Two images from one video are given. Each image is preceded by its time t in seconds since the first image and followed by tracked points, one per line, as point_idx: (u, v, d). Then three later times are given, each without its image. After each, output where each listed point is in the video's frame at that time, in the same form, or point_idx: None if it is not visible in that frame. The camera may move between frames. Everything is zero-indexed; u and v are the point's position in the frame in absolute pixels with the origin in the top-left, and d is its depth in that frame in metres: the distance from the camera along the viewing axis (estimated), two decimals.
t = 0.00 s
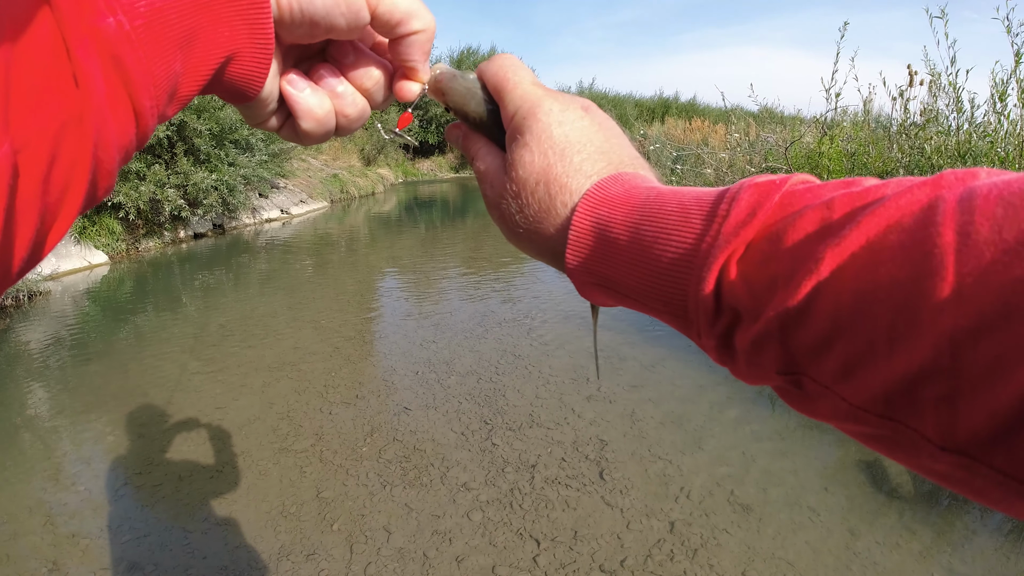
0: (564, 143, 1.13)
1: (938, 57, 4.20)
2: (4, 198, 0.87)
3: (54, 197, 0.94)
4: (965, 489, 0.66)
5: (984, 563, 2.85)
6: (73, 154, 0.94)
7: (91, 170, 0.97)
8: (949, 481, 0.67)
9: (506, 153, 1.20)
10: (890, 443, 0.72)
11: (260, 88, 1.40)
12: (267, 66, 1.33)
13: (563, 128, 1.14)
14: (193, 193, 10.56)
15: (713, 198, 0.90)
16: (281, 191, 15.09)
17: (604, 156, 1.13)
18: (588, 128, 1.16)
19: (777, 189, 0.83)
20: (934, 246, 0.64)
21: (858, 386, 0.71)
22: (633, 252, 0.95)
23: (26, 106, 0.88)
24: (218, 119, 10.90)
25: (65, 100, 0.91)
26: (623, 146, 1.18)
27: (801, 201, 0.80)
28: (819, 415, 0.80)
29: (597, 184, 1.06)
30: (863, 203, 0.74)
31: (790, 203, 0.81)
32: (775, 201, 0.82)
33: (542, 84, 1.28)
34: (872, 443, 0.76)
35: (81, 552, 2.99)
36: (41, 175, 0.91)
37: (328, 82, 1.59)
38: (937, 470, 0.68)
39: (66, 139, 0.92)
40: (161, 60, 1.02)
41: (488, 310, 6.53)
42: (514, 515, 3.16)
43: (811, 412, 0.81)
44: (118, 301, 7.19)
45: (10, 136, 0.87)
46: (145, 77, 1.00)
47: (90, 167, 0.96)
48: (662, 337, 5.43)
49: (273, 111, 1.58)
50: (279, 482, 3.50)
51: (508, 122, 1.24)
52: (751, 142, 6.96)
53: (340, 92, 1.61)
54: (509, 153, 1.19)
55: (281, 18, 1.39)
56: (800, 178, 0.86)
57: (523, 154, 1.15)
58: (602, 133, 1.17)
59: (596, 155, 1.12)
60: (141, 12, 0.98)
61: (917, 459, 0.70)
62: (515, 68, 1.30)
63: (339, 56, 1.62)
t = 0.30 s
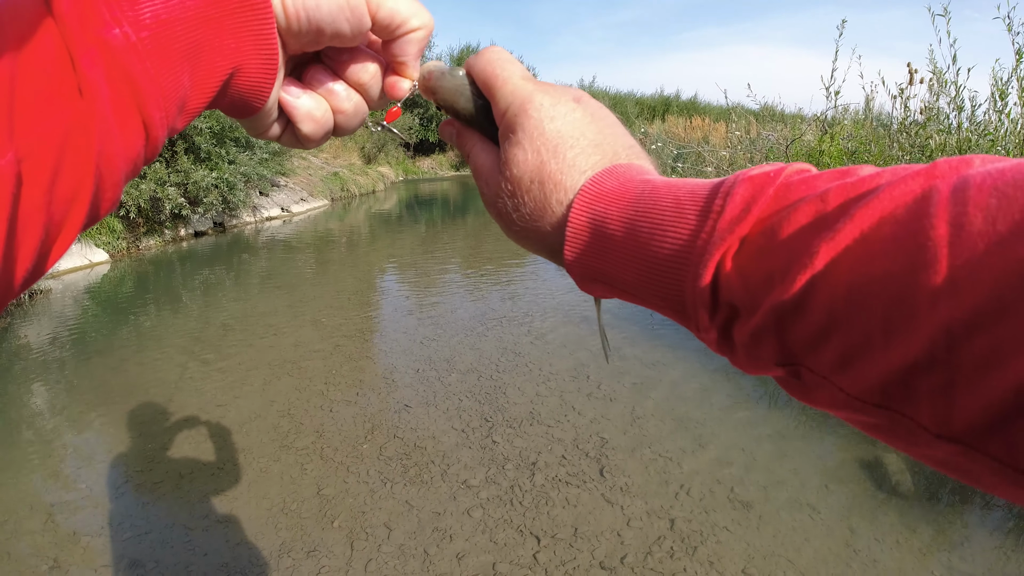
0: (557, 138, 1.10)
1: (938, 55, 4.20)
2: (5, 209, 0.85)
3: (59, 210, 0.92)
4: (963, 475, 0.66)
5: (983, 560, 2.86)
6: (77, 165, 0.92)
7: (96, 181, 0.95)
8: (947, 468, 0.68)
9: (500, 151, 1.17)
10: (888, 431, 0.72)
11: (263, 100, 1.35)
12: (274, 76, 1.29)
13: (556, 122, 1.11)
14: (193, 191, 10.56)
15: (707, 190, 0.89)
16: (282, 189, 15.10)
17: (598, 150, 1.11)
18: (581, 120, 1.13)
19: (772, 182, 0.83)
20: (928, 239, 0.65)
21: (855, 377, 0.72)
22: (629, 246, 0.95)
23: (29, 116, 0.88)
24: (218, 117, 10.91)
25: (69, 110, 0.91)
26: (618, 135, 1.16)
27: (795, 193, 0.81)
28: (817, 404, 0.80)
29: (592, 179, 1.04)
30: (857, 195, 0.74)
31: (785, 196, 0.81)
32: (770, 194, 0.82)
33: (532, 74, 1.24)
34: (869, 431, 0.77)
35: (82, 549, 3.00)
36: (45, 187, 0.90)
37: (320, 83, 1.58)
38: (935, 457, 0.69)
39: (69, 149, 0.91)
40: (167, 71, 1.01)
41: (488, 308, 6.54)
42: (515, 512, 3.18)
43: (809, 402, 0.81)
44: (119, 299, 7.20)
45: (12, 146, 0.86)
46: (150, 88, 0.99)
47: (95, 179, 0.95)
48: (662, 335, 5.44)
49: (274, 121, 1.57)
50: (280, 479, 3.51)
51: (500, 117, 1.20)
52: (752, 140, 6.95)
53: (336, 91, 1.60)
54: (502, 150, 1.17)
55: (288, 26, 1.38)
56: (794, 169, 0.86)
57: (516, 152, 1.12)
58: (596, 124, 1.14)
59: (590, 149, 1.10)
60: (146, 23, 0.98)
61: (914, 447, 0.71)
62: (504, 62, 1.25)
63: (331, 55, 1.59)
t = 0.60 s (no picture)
0: (547, 127, 1.06)
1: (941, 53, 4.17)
2: (6, 218, 0.85)
3: (61, 220, 0.91)
4: (959, 455, 0.66)
5: (981, 559, 2.87)
6: (79, 174, 0.91)
7: (99, 190, 0.94)
8: (946, 449, 0.67)
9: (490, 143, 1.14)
10: (884, 413, 0.72)
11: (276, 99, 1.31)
12: (281, 80, 1.24)
13: (545, 110, 1.08)
14: (194, 187, 10.54)
15: (701, 176, 0.87)
16: (283, 184, 15.08)
17: (590, 136, 1.07)
18: (571, 106, 1.09)
19: (765, 166, 0.81)
20: (925, 222, 0.63)
21: (852, 361, 0.71)
22: (623, 234, 0.92)
23: (30, 124, 0.87)
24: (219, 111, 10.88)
25: (70, 119, 0.89)
26: (610, 119, 1.12)
27: (790, 176, 0.78)
28: (814, 387, 0.79)
29: (584, 168, 1.00)
30: (855, 177, 0.72)
31: (780, 179, 0.79)
32: (765, 178, 0.80)
33: (520, 62, 1.20)
34: (866, 411, 0.76)
35: (82, 544, 3.00)
36: (46, 195, 0.89)
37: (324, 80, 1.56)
38: (930, 438, 0.68)
39: (71, 158, 0.90)
40: (174, 78, 0.99)
41: (488, 304, 6.53)
42: (514, 509, 3.18)
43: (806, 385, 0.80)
44: (119, 294, 7.20)
45: (13, 155, 0.86)
46: (157, 97, 0.96)
47: (97, 188, 0.93)
48: (663, 333, 5.43)
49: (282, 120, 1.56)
50: (280, 474, 3.51)
51: (490, 108, 1.17)
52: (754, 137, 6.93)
53: (337, 86, 1.57)
54: (493, 142, 1.13)
55: (302, 29, 1.35)
56: (788, 151, 0.83)
57: (506, 144, 1.09)
58: (586, 109, 1.10)
59: (581, 136, 1.06)
60: (153, 30, 0.96)
61: (912, 428, 0.70)
62: (491, 50, 1.22)
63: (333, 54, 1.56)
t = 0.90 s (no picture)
0: (568, 146, 1.06)
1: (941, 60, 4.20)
2: None
3: (50, 239, 0.90)
4: (969, 463, 0.66)
5: (985, 566, 2.85)
6: (68, 194, 0.89)
7: (87, 210, 0.93)
8: (956, 458, 0.66)
9: (512, 161, 1.14)
10: (896, 424, 0.71)
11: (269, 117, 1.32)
12: (275, 99, 1.25)
13: (567, 130, 1.08)
14: (197, 195, 10.58)
15: (715, 193, 0.87)
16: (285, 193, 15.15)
17: (611, 157, 1.07)
18: (590, 126, 1.09)
19: (777, 184, 0.80)
20: (929, 238, 0.63)
21: (862, 373, 0.70)
22: (638, 248, 0.92)
23: (20, 146, 0.85)
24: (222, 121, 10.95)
25: (60, 139, 0.88)
26: (628, 139, 1.12)
27: (801, 193, 0.78)
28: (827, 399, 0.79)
29: (603, 185, 1.01)
30: (863, 194, 0.72)
31: (791, 195, 0.79)
32: (776, 195, 0.79)
33: (542, 82, 1.20)
34: (879, 422, 0.76)
35: (83, 552, 2.99)
36: (36, 216, 0.87)
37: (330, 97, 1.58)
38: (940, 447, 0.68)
39: (62, 178, 0.88)
40: (163, 97, 0.99)
41: (490, 313, 6.53)
42: (516, 518, 3.16)
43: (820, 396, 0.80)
44: (121, 303, 7.21)
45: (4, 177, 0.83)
46: (144, 116, 0.96)
47: (85, 206, 0.92)
48: (664, 341, 5.43)
49: (289, 138, 1.58)
50: (282, 483, 3.51)
51: (512, 127, 1.17)
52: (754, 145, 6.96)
53: (343, 104, 1.59)
54: (515, 160, 1.14)
55: (292, 46, 1.37)
56: (799, 168, 0.83)
57: (528, 162, 1.09)
58: (605, 130, 1.10)
59: (602, 156, 1.06)
60: (142, 49, 0.96)
61: (921, 436, 0.70)
62: (515, 71, 1.21)
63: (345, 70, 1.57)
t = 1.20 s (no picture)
0: (580, 163, 1.07)
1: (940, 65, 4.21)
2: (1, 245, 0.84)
3: (54, 241, 0.90)
4: (977, 474, 0.65)
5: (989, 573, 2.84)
6: (71, 198, 0.90)
7: (90, 212, 0.93)
8: (965, 469, 0.66)
9: (525, 177, 1.15)
10: (906, 436, 0.71)
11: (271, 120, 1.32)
12: (277, 102, 1.26)
13: (579, 147, 1.08)
14: (198, 202, 10.61)
15: (724, 208, 0.87)
16: (286, 201, 15.20)
17: (623, 173, 1.07)
18: (602, 143, 1.10)
19: (786, 200, 0.80)
20: (934, 253, 0.63)
21: (871, 386, 0.70)
22: (648, 262, 0.93)
23: (25, 151, 0.85)
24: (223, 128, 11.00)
25: (63, 143, 0.88)
26: (639, 155, 1.12)
27: (809, 209, 0.78)
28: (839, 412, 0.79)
29: (614, 201, 1.01)
30: (869, 209, 0.72)
31: (799, 211, 0.79)
32: (785, 211, 0.80)
33: (554, 99, 1.21)
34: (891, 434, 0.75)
35: (83, 560, 2.99)
36: (40, 219, 0.88)
37: (334, 101, 1.59)
38: (949, 458, 0.68)
39: (66, 183, 0.89)
40: (166, 101, 0.99)
41: (491, 320, 6.54)
42: (517, 526, 3.16)
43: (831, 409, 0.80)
44: (122, 310, 7.21)
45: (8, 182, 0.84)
46: (147, 120, 0.96)
47: (89, 210, 0.93)
48: (665, 348, 5.43)
49: (292, 141, 1.57)
50: (282, 491, 3.50)
51: (526, 144, 1.17)
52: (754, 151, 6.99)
53: (346, 109, 1.60)
54: (527, 176, 1.14)
55: (294, 51, 1.37)
56: (807, 184, 0.83)
57: (540, 179, 1.09)
58: (617, 146, 1.11)
59: (614, 172, 1.07)
60: (146, 52, 0.96)
61: (931, 448, 0.69)
62: (526, 89, 1.22)
63: (347, 75, 1.59)
